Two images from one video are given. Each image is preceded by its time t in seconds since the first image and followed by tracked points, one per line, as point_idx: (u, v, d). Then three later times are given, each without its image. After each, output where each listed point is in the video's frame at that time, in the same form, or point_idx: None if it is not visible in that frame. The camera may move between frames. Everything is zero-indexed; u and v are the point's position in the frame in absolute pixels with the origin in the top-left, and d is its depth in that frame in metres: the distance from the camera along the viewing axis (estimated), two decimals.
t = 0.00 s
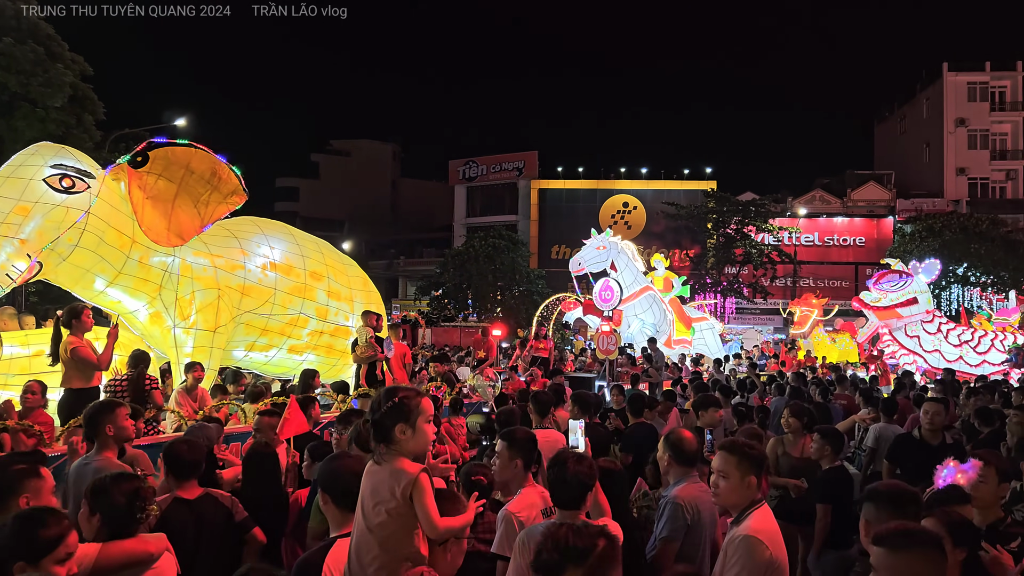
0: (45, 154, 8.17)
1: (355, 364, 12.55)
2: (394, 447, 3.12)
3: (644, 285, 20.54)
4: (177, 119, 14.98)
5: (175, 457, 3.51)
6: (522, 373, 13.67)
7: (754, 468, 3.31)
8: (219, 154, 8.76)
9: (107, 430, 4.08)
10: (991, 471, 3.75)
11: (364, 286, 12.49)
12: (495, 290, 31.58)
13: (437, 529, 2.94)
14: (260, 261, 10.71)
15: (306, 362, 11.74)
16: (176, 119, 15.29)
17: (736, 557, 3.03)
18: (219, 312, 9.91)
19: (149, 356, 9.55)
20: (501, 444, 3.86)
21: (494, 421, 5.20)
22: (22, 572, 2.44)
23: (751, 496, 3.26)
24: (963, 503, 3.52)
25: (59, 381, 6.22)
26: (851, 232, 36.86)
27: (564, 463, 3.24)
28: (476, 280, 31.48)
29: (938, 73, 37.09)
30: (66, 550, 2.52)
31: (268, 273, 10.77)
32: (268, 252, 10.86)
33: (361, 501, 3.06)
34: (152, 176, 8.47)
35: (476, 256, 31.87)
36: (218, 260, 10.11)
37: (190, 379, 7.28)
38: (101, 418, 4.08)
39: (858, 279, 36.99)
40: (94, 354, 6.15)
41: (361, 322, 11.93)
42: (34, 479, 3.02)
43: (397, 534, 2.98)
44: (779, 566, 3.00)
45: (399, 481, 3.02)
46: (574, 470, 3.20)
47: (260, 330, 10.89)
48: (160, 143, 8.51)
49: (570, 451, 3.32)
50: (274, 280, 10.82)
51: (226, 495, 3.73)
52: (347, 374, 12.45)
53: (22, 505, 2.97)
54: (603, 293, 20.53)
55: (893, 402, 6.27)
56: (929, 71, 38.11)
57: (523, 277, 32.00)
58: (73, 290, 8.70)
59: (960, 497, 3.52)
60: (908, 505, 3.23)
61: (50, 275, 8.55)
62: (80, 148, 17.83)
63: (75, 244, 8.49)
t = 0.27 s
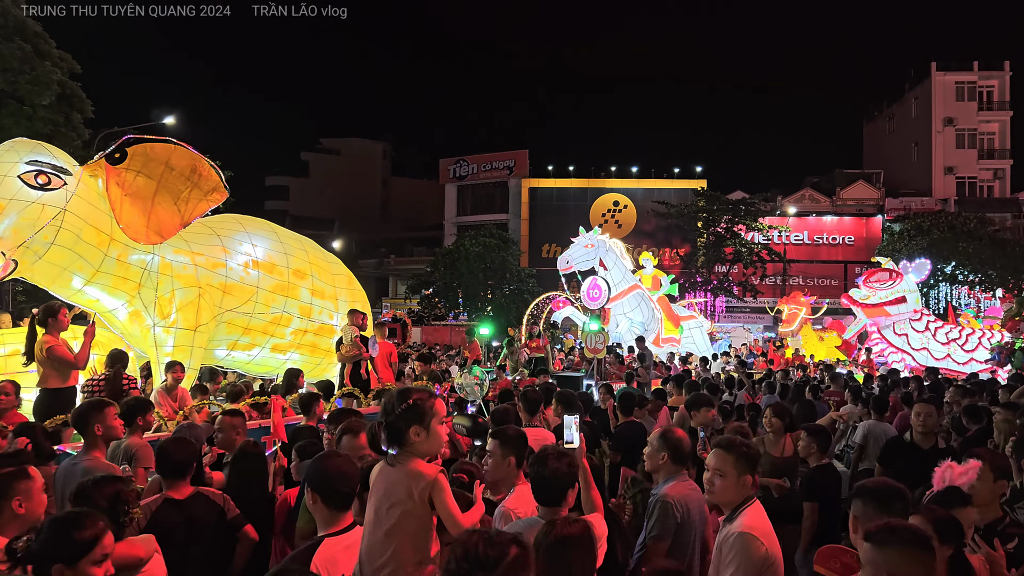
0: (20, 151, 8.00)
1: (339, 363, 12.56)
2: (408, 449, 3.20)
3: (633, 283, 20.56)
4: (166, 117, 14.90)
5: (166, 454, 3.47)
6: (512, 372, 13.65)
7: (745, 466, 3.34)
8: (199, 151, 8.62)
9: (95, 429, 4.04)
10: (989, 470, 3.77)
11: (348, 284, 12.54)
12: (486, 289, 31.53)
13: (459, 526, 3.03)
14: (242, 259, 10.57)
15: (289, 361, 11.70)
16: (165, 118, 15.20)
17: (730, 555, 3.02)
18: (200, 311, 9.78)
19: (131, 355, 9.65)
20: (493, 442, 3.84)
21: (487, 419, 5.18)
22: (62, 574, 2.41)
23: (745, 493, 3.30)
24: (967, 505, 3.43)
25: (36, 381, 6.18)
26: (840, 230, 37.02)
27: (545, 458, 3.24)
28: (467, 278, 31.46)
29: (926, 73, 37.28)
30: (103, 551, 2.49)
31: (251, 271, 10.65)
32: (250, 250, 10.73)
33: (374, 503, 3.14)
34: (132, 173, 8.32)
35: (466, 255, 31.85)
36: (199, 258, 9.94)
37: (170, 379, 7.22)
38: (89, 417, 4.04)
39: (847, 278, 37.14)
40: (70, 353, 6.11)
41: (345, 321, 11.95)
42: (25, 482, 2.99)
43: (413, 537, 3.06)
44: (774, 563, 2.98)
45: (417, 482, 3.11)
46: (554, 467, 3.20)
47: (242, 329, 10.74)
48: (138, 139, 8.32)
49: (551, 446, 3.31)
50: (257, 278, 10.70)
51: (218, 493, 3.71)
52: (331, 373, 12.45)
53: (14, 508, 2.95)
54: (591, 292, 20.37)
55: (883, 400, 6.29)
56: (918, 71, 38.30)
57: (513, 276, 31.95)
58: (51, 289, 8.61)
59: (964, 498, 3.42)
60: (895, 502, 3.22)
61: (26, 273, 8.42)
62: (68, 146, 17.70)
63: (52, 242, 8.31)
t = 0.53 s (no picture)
0: None
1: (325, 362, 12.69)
2: (409, 449, 3.24)
3: (622, 281, 20.61)
4: (156, 115, 14.82)
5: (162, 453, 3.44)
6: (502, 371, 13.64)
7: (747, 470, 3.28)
8: (180, 148, 8.49)
9: (86, 428, 4.02)
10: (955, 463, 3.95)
11: (334, 283, 12.69)
12: (477, 288, 31.49)
13: (469, 526, 3.13)
14: (226, 257, 10.70)
15: (275, 360, 11.88)
16: (155, 116, 15.11)
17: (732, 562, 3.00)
18: (181, 309, 9.76)
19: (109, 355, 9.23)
20: (479, 440, 3.82)
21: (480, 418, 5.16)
22: (109, 565, 2.52)
23: (747, 496, 3.26)
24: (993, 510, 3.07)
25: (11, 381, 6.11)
26: (830, 230, 37.16)
27: (536, 455, 3.25)
28: (458, 277, 31.45)
29: (915, 73, 37.45)
30: (148, 541, 2.58)
31: (234, 269, 10.77)
32: (234, 248, 10.87)
33: (380, 503, 3.19)
34: (111, 169, 8.12)
35: (458, 254, 31.83)
36: (181, 256, 10.03)
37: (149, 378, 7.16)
38: (79, 416, 4.01)
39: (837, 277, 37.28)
40: (46, 353, 6.07)
41: (330, 320, 12.10)
42: (19, 485, 2.97)
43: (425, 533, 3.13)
44: (772, 568, 2.99)
45: (424, 479, 3.18)
46: (545, 465, 3.20)
47: (225, 327, 10.97)
48: (118, 135, 8.15)
49: (545, 444, 3.32)
50: (240, 277, 10.84)
51: (216, 490, 3.70)
52: (317, 372, 12.56)
53: (7, 511, 2.93)
54: (580, 290, 20.33)
55: (873, 396, 6.31)
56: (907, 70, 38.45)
57: (505, 275, 31.93)
58: (30, 290, 8.17)
59: (983, 504, 3.05)
60: (885, 500, 3.23)
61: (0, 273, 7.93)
62: (56, 145, 17.57)
63: (29, 239, 7.87)
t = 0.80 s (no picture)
0: None
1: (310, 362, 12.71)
2: (413, 446, 3.23)
3: (612, 280, 20.64)
4: (146, 114, 14.75)
5: (163, 450, 3.42)
6: (493, 370, 13.62)
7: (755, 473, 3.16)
8: (162, 145, 8.25)
9: (77, 428, 3.99)
10: (916, 462, 3.89)
11: (320, 280, 12.67)
12: (470, 287, 31.51)
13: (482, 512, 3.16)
14: (209, 256, 10.63)
15: (259, 360, 11.92)
16: (146, 115, 15.03)
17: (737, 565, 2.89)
18: (163, 308, 9.73)
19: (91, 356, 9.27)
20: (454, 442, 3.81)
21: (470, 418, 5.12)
22: (137, 564, 2.54)
23: (753, 502, 3.12)
24: (1010, 515, 2.88)
25: None
26: (821, 229, 37.29)
27: (545, 454, 3.31)
28: (451, 277, 31.45)
29: (906, 73, 37.60)
30: (179, 542, 2.58)
31: (218, 268, 10.70)
32: (217, 247, 10.80)
33: (384, 500, 3.20)
34: (91, 166, 7.90)
35: (450, 254, 31.82)
36: (163, 255, 9.98)
37: (129, 379, 7.11)
38: (70, 416, 3.99)
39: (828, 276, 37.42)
40: (22, 354, 6.05)
41: (316, 319, 12.09)
42: (13, 483, 2.95)
43: (433, 527, 3.15)
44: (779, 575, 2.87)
45: (430, 476, 3.17)
46: (554, 463, 3.27)
47: (209, 328, 11.00)
48: (97, 131, 7.87)
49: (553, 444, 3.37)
50: (224, 276, 10.77)
51: (215, 487, 3.68)
52: (302, 372, 12.59)
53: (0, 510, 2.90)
54: (570, 289, 20.35)
55: (860, 395, 6.30)
56: (898, 70, 38.59)
57: (497, 275, 31.96)
58: (7, 289, 8.10)
59: (1001, 508, 2.87)
60: (877, 499, 3.22)
61: None
62: (46, 143, 17.48)
63: (7, 237, 7.75)
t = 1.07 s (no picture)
0: None
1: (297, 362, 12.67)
2: (421, 443, 3.21)
3: (603, 280, 20.65)
4: (139, 113, 14.68)
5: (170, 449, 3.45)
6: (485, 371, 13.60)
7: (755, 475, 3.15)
8: (144, 143, 8.11)
9: (67, 429, 3.97)
10: (884, 461, 4.14)
11: (307, 280, 12.62)
12: (463, 287, 31.50)
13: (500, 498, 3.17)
14: (193, 255, 10.59)
15: (245, 360, 11.87)
16: (139, 114, 14.97)
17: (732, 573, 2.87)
18: (145, 308, 9.71)
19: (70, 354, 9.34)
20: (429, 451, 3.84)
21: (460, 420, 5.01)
22: (152, 571, 2.49)
23: (753, 505, 3.11)
24: None
25: None
26: (814, 230, 37.38)
27: (563, 452, 3.36)
28: (444, 277, 31.40)
29: (899, 74, 37.70)
30: (193, 551, 2.52)
31: (202, 267, 10.68)
32: (202, 246, 10.76)
33: (394, 497, 3.20)
34: (71, 164, 7.82)
35: (443, 253, 31.77)
36: (146, 254, 9.91)
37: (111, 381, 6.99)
38: (61, 417, 3.97)
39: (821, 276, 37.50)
40: None
41: (302, 319, 12.03)
42: None
43: (443, 524, 3.13)
44: None
45: (438, 473, 3.15)
46: (573, 461, 3.31)
47: (193, 327, 10.95)
48: (76, 127, 7.74)
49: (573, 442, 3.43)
50: (208, 275, 10.75)
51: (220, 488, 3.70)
52: (289, 373, 12.54)
53: None
54: (562, 289, 20.35)
55: (849, 396, 6.29)
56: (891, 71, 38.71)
57: (490, 275, 31.93)
58: None
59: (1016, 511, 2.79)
60: (869, 499, 3.22)
61: None
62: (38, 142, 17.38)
63: None
